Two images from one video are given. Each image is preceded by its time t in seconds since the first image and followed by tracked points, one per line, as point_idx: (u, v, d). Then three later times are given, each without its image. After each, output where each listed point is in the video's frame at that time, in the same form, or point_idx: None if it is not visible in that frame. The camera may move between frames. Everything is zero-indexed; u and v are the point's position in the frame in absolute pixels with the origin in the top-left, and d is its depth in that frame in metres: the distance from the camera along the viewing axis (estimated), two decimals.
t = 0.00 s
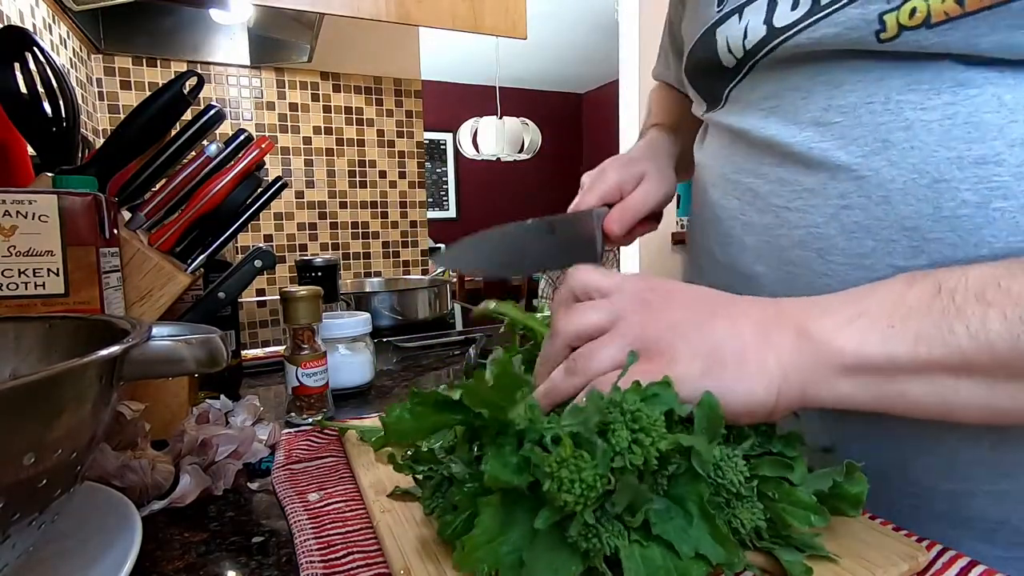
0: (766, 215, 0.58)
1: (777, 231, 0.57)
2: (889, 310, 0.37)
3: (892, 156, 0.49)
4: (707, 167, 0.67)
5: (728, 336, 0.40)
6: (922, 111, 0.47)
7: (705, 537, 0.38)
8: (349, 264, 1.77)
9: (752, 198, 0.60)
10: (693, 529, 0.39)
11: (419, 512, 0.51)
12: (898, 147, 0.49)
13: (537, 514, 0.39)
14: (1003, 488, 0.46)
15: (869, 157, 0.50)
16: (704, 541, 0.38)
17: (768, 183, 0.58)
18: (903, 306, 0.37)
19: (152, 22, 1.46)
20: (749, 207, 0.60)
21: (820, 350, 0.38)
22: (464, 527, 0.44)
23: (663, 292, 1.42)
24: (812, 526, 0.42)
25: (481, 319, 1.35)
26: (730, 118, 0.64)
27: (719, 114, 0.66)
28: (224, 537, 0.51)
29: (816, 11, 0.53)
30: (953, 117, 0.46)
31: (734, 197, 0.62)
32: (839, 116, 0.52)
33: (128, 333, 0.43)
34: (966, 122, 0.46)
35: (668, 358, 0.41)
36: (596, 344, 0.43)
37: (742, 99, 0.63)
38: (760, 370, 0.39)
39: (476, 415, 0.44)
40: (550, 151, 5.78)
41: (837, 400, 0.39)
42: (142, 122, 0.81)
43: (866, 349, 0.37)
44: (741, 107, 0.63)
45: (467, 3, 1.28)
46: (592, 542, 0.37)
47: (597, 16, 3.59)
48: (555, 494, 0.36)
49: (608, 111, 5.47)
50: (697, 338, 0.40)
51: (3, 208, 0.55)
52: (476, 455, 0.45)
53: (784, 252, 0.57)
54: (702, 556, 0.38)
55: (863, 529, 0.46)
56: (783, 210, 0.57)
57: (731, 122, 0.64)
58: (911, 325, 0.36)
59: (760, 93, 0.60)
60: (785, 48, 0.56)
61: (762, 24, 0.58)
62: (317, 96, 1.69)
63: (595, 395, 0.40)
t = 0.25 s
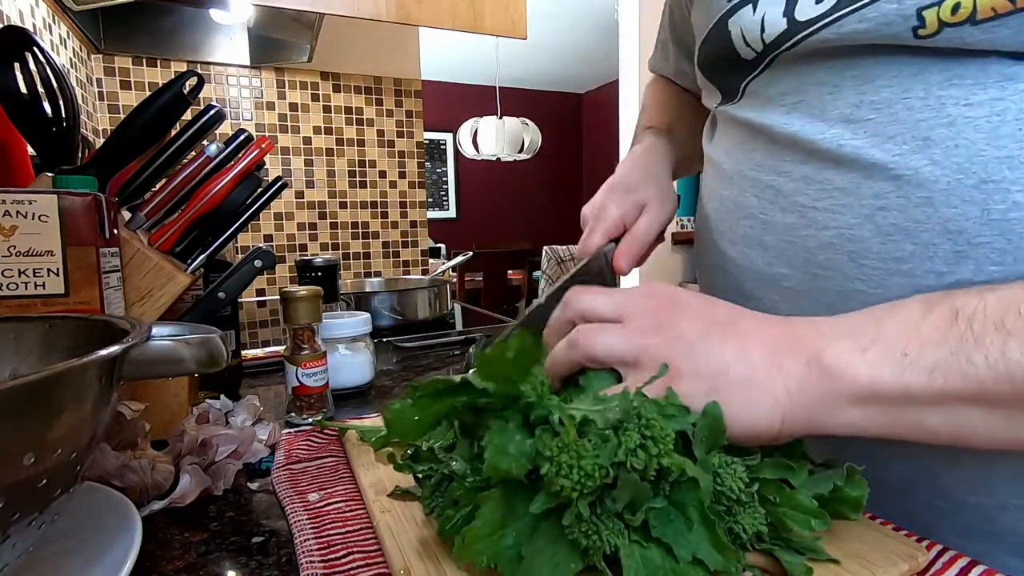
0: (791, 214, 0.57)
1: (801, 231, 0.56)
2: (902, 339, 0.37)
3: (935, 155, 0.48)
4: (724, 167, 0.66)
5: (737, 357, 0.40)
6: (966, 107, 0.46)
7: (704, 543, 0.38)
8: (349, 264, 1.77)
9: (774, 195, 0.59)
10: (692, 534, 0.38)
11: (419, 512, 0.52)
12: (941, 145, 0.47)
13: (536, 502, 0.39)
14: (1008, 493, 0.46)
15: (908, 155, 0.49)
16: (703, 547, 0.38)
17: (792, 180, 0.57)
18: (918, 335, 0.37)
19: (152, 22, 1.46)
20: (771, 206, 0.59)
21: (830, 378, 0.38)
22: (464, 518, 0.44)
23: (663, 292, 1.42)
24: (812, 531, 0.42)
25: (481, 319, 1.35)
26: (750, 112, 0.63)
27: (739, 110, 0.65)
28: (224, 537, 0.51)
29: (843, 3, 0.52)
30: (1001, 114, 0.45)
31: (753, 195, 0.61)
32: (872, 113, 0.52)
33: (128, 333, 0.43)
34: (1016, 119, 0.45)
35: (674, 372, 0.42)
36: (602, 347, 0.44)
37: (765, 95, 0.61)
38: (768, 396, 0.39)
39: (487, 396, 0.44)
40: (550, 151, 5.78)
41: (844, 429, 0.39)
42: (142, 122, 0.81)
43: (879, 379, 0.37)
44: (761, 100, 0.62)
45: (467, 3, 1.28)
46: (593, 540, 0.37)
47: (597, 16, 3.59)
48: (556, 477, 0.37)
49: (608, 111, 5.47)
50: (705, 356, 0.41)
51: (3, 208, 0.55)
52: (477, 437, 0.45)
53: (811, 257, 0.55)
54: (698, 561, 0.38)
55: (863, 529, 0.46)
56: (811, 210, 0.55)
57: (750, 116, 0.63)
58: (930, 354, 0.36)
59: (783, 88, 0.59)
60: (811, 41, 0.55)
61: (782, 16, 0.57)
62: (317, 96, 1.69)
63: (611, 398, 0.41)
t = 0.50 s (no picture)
0: (795, 215, 0.55)
1: (807, 233, 0.54)
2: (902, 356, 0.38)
3: (943, 155, 0.46)
4: (722, 167, 0.65)
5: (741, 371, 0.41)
6: (973, 106, 0.45)
7: (707, 545, 0.38)
8: (349, 265, 1.77)
9: (776, 195, 0.57)
10: (695, 537, 0.39)
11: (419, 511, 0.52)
12: (951, 143, 0.46)
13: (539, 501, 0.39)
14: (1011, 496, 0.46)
15: (915, 155, 0.47)
16: (705, 549, 0.38)
17: (795, 181, 0.56)
18: (917, 352, 0.37)
19: (151, 22, 1.46)
20: (774, 207, 0.57)
21: (833, 394, 0.38)
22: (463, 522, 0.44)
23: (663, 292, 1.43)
24: (814, 533, 0.42)
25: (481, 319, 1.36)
26: (749, 112, 0.62)
27: (738, 110, 0.64)
28: (224, 536, 0.51)
29: (842, 2, 0.51)
30: (1011, 111, 0.44)
31: (755, 196, 0.59)
32: (876, 113, 0.51)
33: (128, 333, 0.43)
34: None
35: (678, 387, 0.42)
36: (608, 360, 0.44)
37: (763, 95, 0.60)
38: (770, 411, 0.40)
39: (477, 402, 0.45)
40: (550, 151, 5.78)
41: (851, 444, 0.39)
42: (142, 122, 0.81)
43: (882, 395, 0.37)
44: (759, 101, 0.61)
45: (467, 3, 1.28)
46: (596, 540, 0.37)
47: (597, 16, 3.59)
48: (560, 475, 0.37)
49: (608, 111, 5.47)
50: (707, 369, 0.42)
51: (3, 208, 0.55)
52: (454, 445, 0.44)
53: (817, 259, 0.53)
54: (702, 564, 0.38)
55: (864, 529, 0.46)
56: (816, 210, 0.53)
57: (750, 118, 0.61)
58: (930, 368, 0.37)
59: (782, 87, 0.58)
60: (812, 40, 0.54)
61: (779, 15, 0.56)
62: (317, 96, 1.69)
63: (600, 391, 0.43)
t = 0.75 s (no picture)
0: (784, 229, 0.53)
1: (797, 246, 0.52)
2: (956, 321, 0.37)
3: (928, 168, 0.45)
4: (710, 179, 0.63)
5: (785, 359, 0.41)
6: (957, 119, 0.44)
7: (709, 534, 0.38)
8: (349, 265, 1.77)
9: (767, 210, 0.55)
10: (697, 527, 0.39)
11: (419, 512, 0.52)
12: (935, 158, 0.45)
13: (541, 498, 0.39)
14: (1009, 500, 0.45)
15: (900, 168, 0.46)
16: (708, 538, 0.38)
17: (784, 196, 0.53)
18: (969, 317, 0.37)
19: (151, 22, 1.46)
20: (763, 221, 0.55)
21: (887, 367, 0.38)
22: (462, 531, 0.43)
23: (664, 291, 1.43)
24: (815, 530, 0.42)
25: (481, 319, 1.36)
26: (734, 129, 0.60)
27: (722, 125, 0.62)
28: (224, 536, 0.51)
29: (826, 26, 0.50)
30: (993, 124, 0.44)
31: (744, 209, 0.57)
32: (861, 128, 0.49)
33: (128, 333, 0.43)
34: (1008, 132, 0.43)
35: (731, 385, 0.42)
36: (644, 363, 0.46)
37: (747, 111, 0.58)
38: (825, 397, 0.39)
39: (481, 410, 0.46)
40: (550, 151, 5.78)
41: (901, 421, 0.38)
42: (141, 122, 0.81)
43: (936, 365, 0.37)
44: (745, 117, 0.59)
45: (466, 3, 1.28)
46: (598, 528, 0.37)
47: (597, 16, 3.59)
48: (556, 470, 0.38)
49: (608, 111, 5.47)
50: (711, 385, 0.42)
51: (3, 208, 0.55)
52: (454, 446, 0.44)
53: (808, 271, 0.51)
54: (705, 553, 0.38)
55: (864, 527, 0.46)
56: (805, 224, 0.51)
57: (737, 134, 0.59)
58: (979, 321, 0.36)
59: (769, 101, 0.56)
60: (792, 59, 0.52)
61: (759, 37, 0.54)
62: (317, 96, 1.69)
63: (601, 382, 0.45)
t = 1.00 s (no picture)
0: (758, 222, 0.57)
1: (769, 236, 0.56)
2: (964, 339, 0.38)
3: (877, 158, 0.48)
4: (698, 182, 0.66)
5: (802, 380, 0.41)
6: (903, 111, 0.48)
7: (709, 557, 0.38)
8: (349, 265, 1.77)
9: (740, 205, 0.59)
10: (698, 548, 0.38)
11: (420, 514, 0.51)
12: (883, 147, 0.48)
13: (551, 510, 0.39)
14: (999, 491, 0.46)
15: (854, 159, 0.50)
16: (707, 563, 0.38)
17: (756, 190, 0.57)
18: (974, 336, 0.38)
19: (152, 22, 1.46)
20: (738, 214, 0.59)
21: (899, 391, 0.39)
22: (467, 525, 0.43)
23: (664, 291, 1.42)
24: (814, 533, 0.42)
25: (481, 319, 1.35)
26: (717, 131, 0.64)
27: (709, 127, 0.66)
28: (224, 537, 0.51)
29: (786, 30, 0.54)
30: (934, 115, 0.46)
31: (723, 207, 0.61)
32: (823, 123, 0.53)
33: (128, 333, 0.43)
34: (947, 121, 0.46)
35: (745, 407, 0.42)
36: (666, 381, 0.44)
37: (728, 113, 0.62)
38: (838, 419, 0.39)
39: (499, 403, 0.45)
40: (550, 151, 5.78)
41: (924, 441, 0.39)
42: (142, 122, 0.81)
43: (949, 385, 0.38)
44: (728, 119, 0.63)
45: (466, 3, 1.28)
46: (603, 553, 0.37)
47: (597, 16, 3.59)
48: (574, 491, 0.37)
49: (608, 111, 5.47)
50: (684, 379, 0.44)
51: (3, 208, 0.55)
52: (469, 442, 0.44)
53: (777, 260, 0.55)
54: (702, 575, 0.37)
55: (866, 529, 0.46)
56: (774, 216, 0.55)
57: (720, 135, 0.63)
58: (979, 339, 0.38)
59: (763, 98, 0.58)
60: (762, 62, 0.57)
61: (734, 45, 0.59)
62: (317, 96, 1.69)
63: (631, 410, 0.42)
